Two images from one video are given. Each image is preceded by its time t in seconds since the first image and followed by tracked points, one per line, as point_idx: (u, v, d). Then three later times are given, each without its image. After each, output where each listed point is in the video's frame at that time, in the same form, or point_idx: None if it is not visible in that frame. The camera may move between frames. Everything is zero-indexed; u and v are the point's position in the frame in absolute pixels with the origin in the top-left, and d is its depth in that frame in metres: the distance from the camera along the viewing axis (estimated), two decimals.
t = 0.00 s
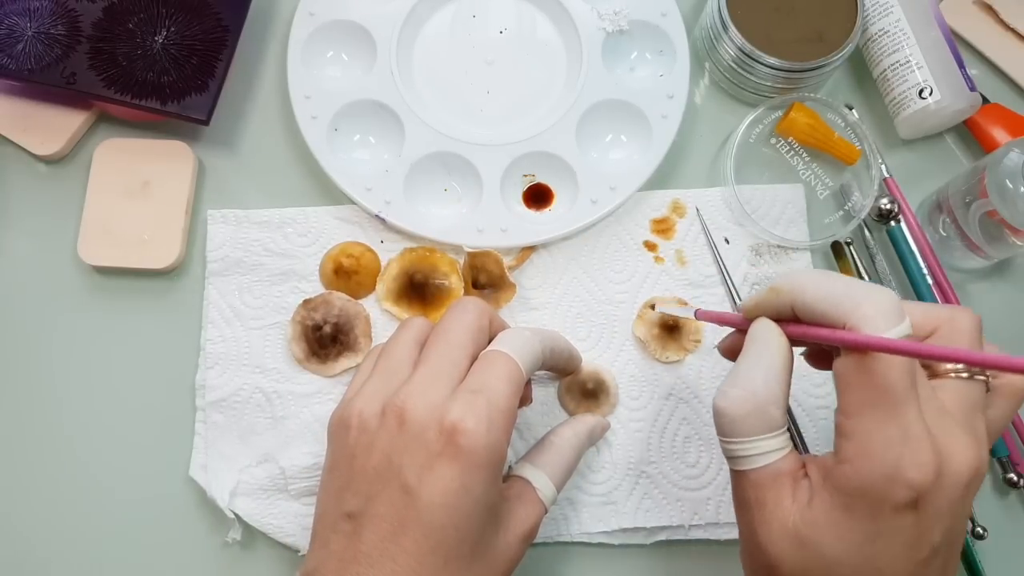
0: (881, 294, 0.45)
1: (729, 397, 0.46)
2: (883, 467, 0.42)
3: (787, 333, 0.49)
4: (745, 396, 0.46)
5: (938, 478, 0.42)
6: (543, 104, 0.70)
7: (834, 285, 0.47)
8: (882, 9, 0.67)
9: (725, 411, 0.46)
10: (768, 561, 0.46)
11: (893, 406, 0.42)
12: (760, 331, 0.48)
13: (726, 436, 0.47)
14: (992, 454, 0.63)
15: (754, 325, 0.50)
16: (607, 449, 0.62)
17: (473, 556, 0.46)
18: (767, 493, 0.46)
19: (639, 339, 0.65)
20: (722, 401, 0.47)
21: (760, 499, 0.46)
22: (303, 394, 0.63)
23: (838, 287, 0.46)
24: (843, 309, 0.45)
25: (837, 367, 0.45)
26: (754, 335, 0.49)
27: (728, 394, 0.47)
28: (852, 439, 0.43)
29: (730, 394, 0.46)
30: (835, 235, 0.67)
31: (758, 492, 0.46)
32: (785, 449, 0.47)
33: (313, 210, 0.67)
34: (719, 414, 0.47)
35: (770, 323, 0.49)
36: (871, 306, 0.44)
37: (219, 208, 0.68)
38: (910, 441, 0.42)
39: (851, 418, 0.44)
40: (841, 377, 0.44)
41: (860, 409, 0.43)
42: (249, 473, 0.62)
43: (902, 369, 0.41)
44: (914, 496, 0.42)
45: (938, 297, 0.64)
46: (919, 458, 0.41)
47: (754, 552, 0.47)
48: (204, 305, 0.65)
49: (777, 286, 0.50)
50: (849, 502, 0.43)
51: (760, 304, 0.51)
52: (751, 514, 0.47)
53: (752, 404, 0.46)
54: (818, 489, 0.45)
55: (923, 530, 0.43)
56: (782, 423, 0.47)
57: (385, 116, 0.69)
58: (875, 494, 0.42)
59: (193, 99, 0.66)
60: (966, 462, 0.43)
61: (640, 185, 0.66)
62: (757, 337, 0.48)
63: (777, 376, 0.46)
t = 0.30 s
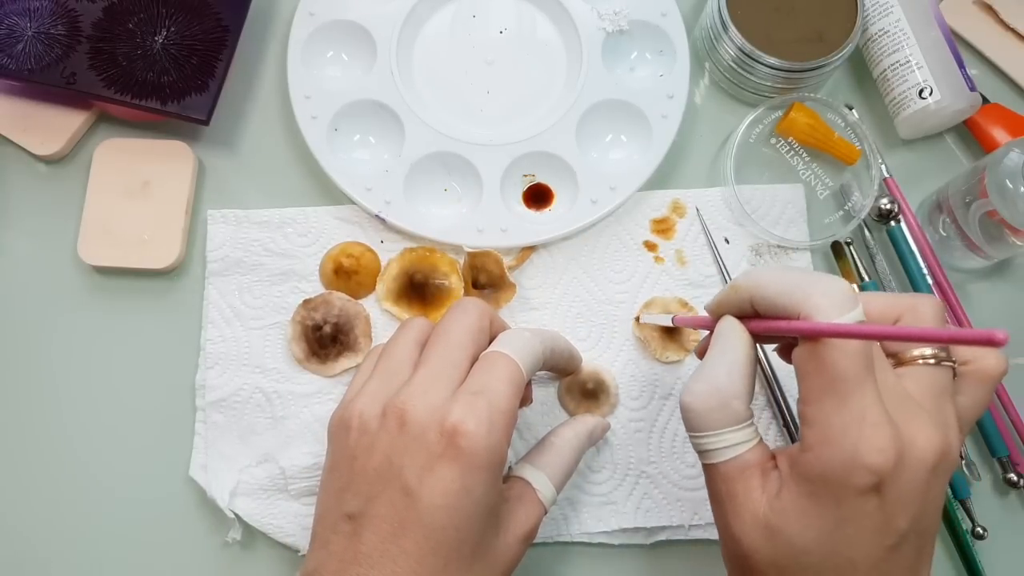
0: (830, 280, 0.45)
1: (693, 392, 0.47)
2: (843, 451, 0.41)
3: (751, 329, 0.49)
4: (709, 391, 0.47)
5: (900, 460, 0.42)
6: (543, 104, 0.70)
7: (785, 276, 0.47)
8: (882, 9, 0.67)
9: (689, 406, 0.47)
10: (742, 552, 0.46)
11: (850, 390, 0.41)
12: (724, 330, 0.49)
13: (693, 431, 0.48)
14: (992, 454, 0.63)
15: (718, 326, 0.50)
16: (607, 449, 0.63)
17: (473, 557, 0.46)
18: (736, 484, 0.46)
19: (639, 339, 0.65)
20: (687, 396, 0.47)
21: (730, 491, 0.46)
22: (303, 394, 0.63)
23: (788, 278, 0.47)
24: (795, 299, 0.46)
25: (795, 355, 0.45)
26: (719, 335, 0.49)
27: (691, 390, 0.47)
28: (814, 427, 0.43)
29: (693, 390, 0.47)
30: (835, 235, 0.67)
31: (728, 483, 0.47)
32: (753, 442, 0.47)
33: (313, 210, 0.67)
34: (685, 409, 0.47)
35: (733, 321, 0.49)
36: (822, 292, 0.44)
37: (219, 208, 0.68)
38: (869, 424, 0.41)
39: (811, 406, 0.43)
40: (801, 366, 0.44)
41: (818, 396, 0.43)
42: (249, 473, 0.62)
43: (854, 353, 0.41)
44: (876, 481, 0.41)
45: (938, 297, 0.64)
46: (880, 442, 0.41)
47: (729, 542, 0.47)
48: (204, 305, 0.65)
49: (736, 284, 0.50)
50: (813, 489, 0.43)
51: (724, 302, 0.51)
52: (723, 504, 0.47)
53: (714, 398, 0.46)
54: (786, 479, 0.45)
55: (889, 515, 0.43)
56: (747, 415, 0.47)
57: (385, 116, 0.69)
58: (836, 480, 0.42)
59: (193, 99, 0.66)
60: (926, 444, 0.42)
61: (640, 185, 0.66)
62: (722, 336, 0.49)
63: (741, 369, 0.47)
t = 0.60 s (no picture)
0: (908, 232, 0.49)
1: (768, 317, 0.50)
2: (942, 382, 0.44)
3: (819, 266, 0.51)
4: (784, 316, 0.49)
5: (985, 397, 0.45)
6: (543, 104, 0.70)
7: (866, 223, 0.50)
8: (882, 9, 0.67)
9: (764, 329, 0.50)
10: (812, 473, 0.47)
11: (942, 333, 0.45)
12: (793, 264, 0.51)
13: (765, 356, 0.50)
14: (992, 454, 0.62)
15: (787, 259, 0.52)
16: (607, 448, 0.63)
17: (472, 559, 0.46)
18: (809, 408, 0.48)
19: (640, 339, 0.65)
20: (763, 321, 0.50)
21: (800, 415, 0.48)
22: (303, 394, 0.63)
23: (869, 224, 0.50)
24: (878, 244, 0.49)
25: (875, 301, 0.48)
26: (790, 270, 0.51)
27: (767, 315, 0.50)
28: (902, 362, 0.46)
29: (769, 314, 0.50)
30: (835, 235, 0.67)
31: (799, 408, 0.48)
32: (824, 366, 0.49)
33: (313, 210, 0.67)
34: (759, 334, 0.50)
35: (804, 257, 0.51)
36: (909, 243, 0.48)
37: (219, 208, 0.68)
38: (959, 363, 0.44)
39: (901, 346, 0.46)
40: (881, 311, 0.48)
41: (907, 337, 0.46)
42: (249, 473, 0.62)
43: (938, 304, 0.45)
44: (961, 410, 0.44)
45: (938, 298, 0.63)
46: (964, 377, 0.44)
47: (792, 468, 0.49)
48: (203, 305, 0.65)
49: (810, 221, 0.52)
50: (900, 416, 0.45)
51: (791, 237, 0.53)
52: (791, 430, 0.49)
53: (791, 320, 0.49)
54: (865, 409, 0.47)
55: (968, 449, 0.45)
56: (819, 341, 0.49)
57: (385, 116, 0.69)
58: (925, 406, 0.44)
59: (193, 99, 0.66)
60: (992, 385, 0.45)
61: (640, 185, 0.66)
62: (794, 272, 0.51)
63: (812, 302, 0.49)
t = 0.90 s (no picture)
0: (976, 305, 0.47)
1: (822, 396, 0.46)
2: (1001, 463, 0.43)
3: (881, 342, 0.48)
4: (839, 398, 0.45)
5: None
6: (543, 104, 0.70)
7: (936, 301, 0.48)
8: (882, 9, 0.67)
9: (816, 410, 0.46)
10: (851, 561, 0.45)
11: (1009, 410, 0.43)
12: (856, 340, 0.47)
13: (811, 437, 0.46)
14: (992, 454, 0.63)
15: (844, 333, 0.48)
16: (608, 449, 0.62)
17: (480, 555, 0.46)
18: (857, 497, 0.45)
19: (640, 340, 0.65)
20: (815, 399, 0.46)
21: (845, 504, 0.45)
22: (303, 394, 0.63)
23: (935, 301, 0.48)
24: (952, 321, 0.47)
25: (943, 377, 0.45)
26: (850, 344, 0.47)
27: (822, 393, 0.46)
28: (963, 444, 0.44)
29: (825, 394, 0.46)
30: (835, 235, 0.67)
31: (847, 496, 0.45)
32: (872, 453, 0.46)
33: (313, 210, 0.67)
34: (808, 413, 0.46)
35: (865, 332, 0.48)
36: (985, 319, 0.46)
37: (219, 208, 0.68)
38: None
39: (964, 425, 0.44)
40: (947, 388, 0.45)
41: (980, 420, 0.43)
42: (249, 473, 0.62)
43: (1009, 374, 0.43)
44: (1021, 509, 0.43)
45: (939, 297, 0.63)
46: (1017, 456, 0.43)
47: (832, 550, 0.46)
48: (203, 305, 0.65)
49: (874, 297, 0.49)
50: (957, 510, 0.43)
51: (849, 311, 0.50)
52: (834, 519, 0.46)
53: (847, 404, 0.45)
54: (915, 497, 0.45)
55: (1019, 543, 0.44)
56: (870, 428, 0.46)
57: (385, 116, 0.69)
58: (988, 504, 0.43)
59: (193, 99, 0.66)
60: None
61: (641, 184, 0.66)
62: (855, 345, 0.47)
63: (872, 381, 0.46)
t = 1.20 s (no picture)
0: None
1: (920, 454, 0.45)
2: None
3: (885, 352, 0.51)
4: (936, 461, 0.44)
5: None
6: (543, 104, 0.70)
7: None
8: (882, 9, 0.67)
9: (911, 468, 0.44)
10: None
11: None
12: (953, 383, 0.47)
13: (899, 495, 0.45)
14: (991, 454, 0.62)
15: (947, 373, 0.47)
16: (607, 449, 0.62)
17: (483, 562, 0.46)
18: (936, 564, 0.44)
19: (640, 341, 0.65)
20: (913, 458, 0.45)
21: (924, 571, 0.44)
22: (303, 394, 0.63)
23: None
24: None
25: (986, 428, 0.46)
26: (949, 387, 0.46)
27: (919, 451, 0.45)
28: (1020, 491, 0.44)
29: (922, 452, 0.45)
30: (835, 235, 0.67)
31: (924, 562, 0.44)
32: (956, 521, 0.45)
33: (313, 210, 0.67)
34: (900, 471, 0.45)
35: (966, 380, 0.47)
36: None
37: (219, 208, 0.68)
38: None
39: None
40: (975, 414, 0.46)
41: None
42: (249, 473, 0.62)
43: None
44: None
45: (938, 297, 0.64)
46: None
47: None
48: (204, 305, 0.65)
49: (987, 339, 0.48)
50: None
51: (954, 348, 0.49)
52: None
53: (943, 468, 0.44)
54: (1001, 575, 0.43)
55: None
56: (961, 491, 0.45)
57: (385, 116, 0.69)
58: None
59: (193, 99, 0.66)
60: None
61: (640, 185, 0.66)
62: (956, 389, 0.46)
63: (967, 442, 0.45)
